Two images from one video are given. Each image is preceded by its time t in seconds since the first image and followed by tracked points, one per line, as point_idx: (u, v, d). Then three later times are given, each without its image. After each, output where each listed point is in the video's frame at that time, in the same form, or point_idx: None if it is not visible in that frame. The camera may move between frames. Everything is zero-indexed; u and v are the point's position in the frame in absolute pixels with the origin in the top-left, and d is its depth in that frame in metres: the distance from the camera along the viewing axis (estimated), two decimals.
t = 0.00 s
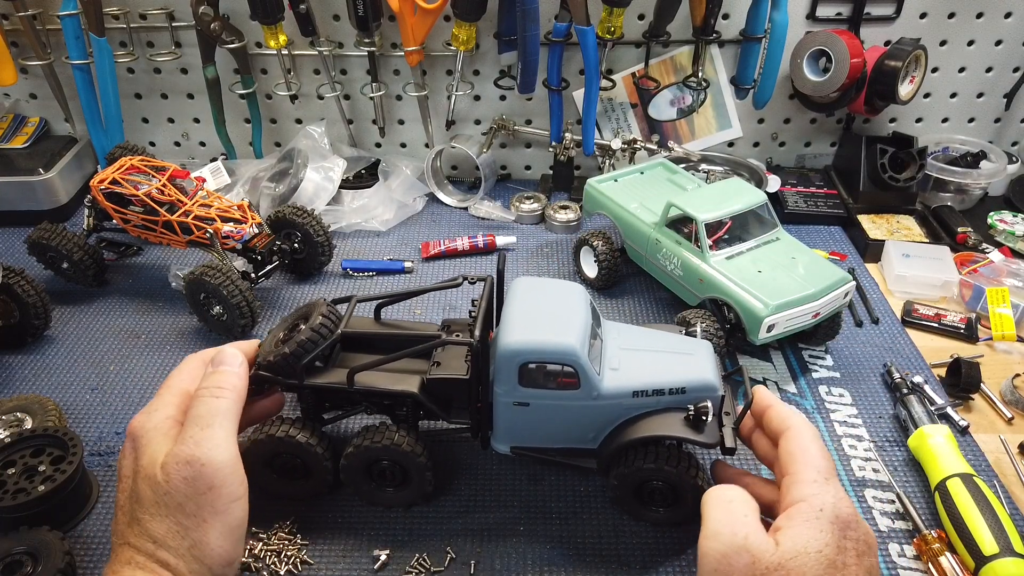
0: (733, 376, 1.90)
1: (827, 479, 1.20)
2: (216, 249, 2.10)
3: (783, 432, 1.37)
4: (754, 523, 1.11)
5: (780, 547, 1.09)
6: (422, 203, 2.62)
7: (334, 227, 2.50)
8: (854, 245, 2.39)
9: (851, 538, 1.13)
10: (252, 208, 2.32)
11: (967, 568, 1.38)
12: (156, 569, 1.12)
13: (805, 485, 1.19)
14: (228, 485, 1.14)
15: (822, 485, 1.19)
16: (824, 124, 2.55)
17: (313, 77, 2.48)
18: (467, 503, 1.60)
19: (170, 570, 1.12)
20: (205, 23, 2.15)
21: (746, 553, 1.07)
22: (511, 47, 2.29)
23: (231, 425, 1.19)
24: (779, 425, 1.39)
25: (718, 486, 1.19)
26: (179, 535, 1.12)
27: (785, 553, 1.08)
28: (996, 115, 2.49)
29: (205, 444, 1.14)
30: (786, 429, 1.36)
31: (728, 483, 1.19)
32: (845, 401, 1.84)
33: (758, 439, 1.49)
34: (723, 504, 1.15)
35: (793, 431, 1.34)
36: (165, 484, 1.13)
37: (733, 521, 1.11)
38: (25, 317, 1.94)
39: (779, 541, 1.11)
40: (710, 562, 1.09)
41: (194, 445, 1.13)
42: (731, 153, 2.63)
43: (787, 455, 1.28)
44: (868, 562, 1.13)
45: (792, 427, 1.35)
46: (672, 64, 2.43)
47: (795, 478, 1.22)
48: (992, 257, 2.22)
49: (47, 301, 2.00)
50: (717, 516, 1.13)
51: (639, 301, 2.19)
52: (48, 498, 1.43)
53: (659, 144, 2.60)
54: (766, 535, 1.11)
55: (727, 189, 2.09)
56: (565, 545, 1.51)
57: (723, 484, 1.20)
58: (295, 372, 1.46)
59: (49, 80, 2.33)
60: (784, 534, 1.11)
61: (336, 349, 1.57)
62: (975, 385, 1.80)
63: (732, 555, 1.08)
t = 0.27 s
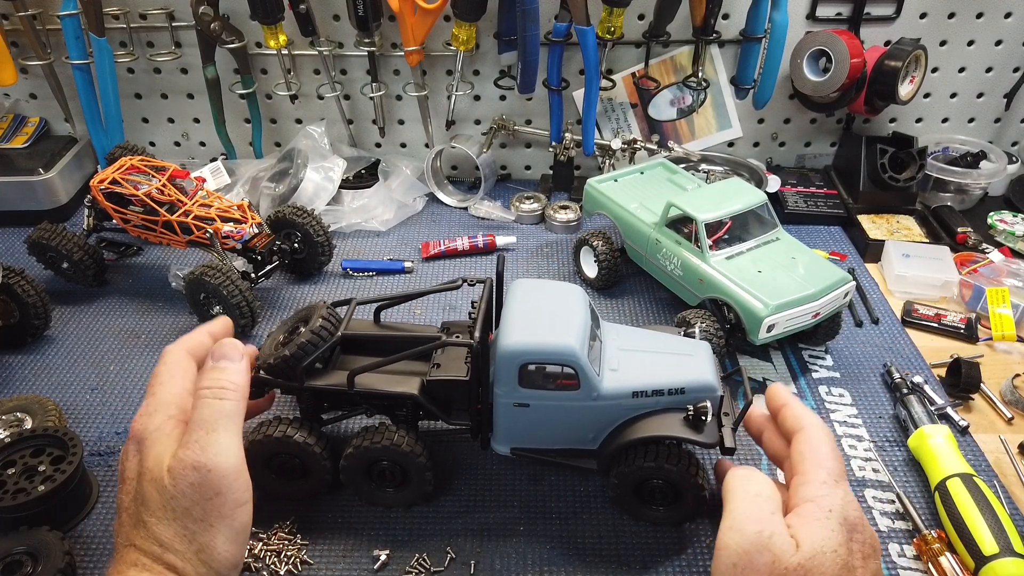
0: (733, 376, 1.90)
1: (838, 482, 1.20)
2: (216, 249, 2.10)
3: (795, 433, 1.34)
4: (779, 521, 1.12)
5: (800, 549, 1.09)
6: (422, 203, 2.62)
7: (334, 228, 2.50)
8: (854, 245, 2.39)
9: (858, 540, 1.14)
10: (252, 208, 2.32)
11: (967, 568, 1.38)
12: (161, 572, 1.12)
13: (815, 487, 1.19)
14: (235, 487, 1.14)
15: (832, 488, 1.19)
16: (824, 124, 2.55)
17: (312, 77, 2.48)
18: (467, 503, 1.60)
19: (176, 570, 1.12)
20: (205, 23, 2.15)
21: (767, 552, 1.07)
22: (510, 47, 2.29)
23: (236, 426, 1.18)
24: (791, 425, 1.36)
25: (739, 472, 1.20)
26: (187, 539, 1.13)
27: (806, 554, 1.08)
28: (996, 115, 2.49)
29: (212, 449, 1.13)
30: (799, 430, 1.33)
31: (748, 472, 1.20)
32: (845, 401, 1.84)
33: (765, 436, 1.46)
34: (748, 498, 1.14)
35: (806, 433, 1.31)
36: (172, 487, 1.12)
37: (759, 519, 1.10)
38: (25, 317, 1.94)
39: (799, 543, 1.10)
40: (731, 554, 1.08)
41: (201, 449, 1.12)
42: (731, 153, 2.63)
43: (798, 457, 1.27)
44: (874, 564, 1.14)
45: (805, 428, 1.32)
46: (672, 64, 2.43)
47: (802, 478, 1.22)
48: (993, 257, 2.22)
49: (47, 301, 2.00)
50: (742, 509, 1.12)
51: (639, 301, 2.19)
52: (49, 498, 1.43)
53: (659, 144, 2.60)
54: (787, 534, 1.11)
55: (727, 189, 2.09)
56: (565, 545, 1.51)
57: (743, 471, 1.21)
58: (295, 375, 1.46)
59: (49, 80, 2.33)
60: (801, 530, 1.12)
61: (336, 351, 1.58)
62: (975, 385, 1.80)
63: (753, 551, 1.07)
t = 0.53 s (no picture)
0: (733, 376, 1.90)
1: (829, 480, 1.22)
2: (216, 249, 2.10)
3: (782, 435, 1.36)
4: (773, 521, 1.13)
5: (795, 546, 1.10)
6: (422, 203, 2.62)
7: (334, 228, 2.50)
8: (854, 245, 2.39)
9: (856, 538, 1.15)
10: (252, 208, 2.32)
11: (967, 568, 1.38)
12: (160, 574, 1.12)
13: (808, 486, 1.20)
14: (235, 488, 1.15)
15: (825, 486, 1.20)
16: (824, 124, 2.55)
17: (312, 77, 2.48)
18: (467, 503, 1.60)
19: (175, 570, 1.12)
20: (205, 23, 2.15)
21: (762, 551, 1.09)
22: (510, 47, 2.29)
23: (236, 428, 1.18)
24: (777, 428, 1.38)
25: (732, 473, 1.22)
26: (187, 539, 1.13)
27: (801, 553, 1.09)
28: (996, 115, 2.49)
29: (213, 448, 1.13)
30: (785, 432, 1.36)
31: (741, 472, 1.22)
32: (846, 401, 1.84)
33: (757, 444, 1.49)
34: (742, 499, 1.15)
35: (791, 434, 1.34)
36: (174, 487, 1.12)
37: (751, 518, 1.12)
38: (25, 317, 1.94)
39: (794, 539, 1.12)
40: (727, 557, 1.09)
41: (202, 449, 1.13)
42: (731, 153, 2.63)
43: (787, 458, 1.29)
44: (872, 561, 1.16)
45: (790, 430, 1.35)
46: (672, 65, 2.43)
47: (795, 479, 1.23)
48: (993, 257, 2.22)
49: (47, 301, 2.00)
50: (734, 510, 1.14)
51: (639, 301, 2.19)
52: (49, 498, 1.43)
53: (659, 144, 2.59)
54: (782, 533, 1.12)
55: (727, 189, 2.09)
56: (565, 545, 1.51)
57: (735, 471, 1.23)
58: (295, 375, 1.46)
59: (49, 80, 2.33)
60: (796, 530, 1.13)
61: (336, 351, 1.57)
62: (975, 386, 1.80)
63: (749, 552, 1.08)
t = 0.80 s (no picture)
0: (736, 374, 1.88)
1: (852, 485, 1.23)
2: (216, 249, 2.10)
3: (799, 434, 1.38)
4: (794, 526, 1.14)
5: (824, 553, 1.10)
6: (422, 203, 2.62)
7: (334, 228, 2.50)
8: (854, 245, 2.39)
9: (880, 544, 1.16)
10: (252, 208, 2.32)
11: (967, 568, 1.38)
12: None
13: (831, 491, 1.22)
14: (213, 490, 1.15)
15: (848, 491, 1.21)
16: (824, 124, 2.55)
17: (312, 77, 2.48)
18: (467, 503, 1.60)
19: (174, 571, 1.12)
20: (205, 24, 2.15)
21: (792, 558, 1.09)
22: (510, 48, 2.29)
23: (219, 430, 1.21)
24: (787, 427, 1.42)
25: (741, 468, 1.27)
26: (161, 546, 1.12)
27: (831, 560, 1.09)
28: (996, 115, 2.49)
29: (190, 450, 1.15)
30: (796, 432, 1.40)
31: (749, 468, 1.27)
32: (845, 402, 1.84)
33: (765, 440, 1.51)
34: (761, 505, 1.17)
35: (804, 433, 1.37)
36: (150, 492, 1.12)
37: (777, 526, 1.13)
38: (25, 317, 1.94)
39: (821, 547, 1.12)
40: (756, 563, 1.10)
41: (179, 452, 1.14)
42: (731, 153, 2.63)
43: (806, 458, 1.30)
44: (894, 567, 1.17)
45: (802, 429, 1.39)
46: (672, 65, 2.43)
47: (815, 483, 1.25)
48: (993, 257, 2.22)
49: (47, 301, 2.00)
50: (756, 515, 1.16)
51: (638, 301, 2.19)
52: (49, 498, 1.43)
53: (659, 144, 2.59)
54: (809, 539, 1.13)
55: (727, 189, 2.09)
56: (566, 546, 1.51)
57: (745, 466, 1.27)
58: (294, 367, 1.46)
59: (49, 80, 2.33)
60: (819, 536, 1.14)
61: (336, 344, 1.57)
62: (975, 386, 1.80)
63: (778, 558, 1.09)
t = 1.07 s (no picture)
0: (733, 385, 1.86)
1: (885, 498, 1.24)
2: (216, 249, 2.10)
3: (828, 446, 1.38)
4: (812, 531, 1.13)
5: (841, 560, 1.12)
6: (422, 203, 2.62)
7: (334, 228, 2.50)
8: (854, 245, 2.39)
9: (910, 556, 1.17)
10: (252, 208, 2.33)
11: (967, 568, 1.38)
12: None
13: (864, 502, 1.24)
14: (197, 497, 1.17)
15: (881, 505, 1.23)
16: (824, 124, 2.55)
17: (312, 77, 2.48)
18: (466, 503, 1.60)
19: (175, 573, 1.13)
20: (205, 24, 2.15)
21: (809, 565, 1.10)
22: (510, 47, 2.29)
23: (200, 436, 1.20)
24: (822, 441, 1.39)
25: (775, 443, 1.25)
26: (153, 554, 1.17)
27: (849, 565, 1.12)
28: (996, 115, 2.49)
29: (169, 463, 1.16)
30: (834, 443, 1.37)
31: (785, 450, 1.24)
32: (845, 401, 1.84)
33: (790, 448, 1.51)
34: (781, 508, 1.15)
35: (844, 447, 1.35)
36: (139, 501, 1.17)
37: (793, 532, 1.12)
38: (25, 317, 1.94)
39: (839, 552, 1.16)
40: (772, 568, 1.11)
41: (160, 464, 1.16)
42: (731, 153, 2.63)
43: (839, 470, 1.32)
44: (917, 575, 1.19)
45: (842, 442, 1.36)
46: (672, 65, 2.43)
47: (850, 491, 1.27)
48: (993, 257, 2.22)
49: (47, 301, 2.00)
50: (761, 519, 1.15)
51: (638, 301, 2.19)
52: (48, 498, 1.43)
53: (659, 144, 2.59)
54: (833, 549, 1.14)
55: (727, 189, 2.09)
56: (566, 545, 1.52)
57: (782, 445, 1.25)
58: (278, 362, 1.46)
59: (49, 80, 2.33)
60: (845, 543, 1.17)
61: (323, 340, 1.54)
62: (975, 386, 1.80)
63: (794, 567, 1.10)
